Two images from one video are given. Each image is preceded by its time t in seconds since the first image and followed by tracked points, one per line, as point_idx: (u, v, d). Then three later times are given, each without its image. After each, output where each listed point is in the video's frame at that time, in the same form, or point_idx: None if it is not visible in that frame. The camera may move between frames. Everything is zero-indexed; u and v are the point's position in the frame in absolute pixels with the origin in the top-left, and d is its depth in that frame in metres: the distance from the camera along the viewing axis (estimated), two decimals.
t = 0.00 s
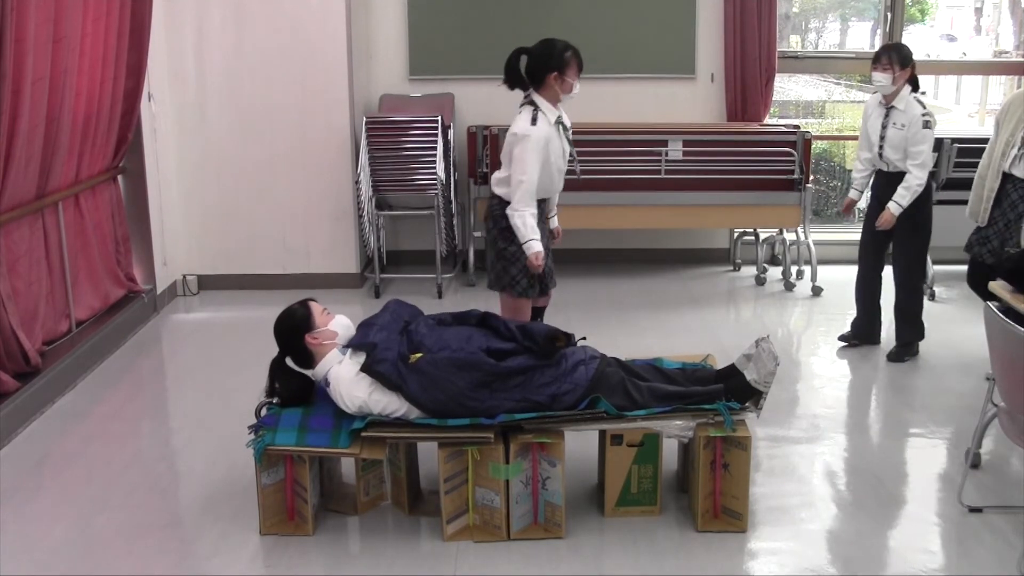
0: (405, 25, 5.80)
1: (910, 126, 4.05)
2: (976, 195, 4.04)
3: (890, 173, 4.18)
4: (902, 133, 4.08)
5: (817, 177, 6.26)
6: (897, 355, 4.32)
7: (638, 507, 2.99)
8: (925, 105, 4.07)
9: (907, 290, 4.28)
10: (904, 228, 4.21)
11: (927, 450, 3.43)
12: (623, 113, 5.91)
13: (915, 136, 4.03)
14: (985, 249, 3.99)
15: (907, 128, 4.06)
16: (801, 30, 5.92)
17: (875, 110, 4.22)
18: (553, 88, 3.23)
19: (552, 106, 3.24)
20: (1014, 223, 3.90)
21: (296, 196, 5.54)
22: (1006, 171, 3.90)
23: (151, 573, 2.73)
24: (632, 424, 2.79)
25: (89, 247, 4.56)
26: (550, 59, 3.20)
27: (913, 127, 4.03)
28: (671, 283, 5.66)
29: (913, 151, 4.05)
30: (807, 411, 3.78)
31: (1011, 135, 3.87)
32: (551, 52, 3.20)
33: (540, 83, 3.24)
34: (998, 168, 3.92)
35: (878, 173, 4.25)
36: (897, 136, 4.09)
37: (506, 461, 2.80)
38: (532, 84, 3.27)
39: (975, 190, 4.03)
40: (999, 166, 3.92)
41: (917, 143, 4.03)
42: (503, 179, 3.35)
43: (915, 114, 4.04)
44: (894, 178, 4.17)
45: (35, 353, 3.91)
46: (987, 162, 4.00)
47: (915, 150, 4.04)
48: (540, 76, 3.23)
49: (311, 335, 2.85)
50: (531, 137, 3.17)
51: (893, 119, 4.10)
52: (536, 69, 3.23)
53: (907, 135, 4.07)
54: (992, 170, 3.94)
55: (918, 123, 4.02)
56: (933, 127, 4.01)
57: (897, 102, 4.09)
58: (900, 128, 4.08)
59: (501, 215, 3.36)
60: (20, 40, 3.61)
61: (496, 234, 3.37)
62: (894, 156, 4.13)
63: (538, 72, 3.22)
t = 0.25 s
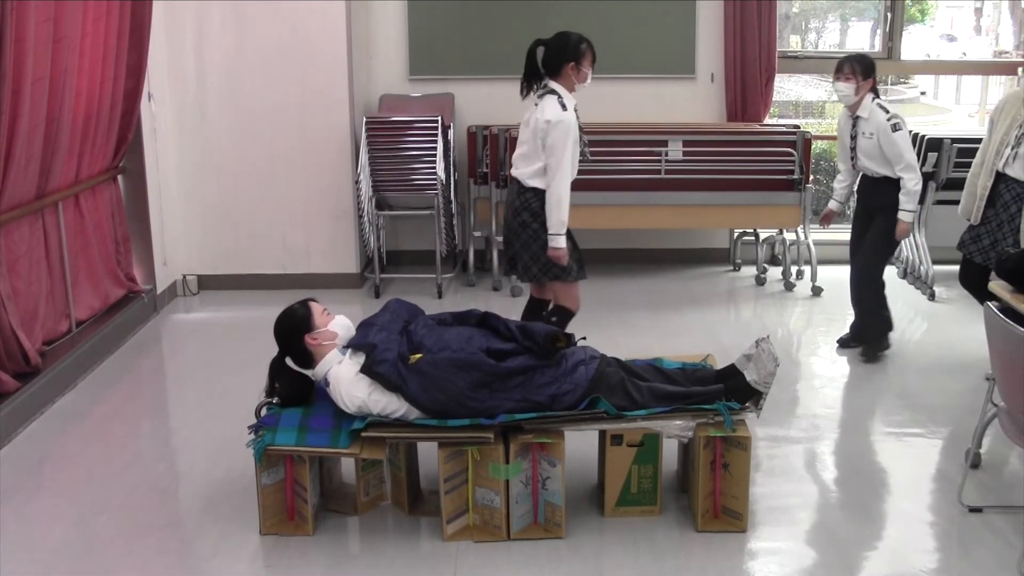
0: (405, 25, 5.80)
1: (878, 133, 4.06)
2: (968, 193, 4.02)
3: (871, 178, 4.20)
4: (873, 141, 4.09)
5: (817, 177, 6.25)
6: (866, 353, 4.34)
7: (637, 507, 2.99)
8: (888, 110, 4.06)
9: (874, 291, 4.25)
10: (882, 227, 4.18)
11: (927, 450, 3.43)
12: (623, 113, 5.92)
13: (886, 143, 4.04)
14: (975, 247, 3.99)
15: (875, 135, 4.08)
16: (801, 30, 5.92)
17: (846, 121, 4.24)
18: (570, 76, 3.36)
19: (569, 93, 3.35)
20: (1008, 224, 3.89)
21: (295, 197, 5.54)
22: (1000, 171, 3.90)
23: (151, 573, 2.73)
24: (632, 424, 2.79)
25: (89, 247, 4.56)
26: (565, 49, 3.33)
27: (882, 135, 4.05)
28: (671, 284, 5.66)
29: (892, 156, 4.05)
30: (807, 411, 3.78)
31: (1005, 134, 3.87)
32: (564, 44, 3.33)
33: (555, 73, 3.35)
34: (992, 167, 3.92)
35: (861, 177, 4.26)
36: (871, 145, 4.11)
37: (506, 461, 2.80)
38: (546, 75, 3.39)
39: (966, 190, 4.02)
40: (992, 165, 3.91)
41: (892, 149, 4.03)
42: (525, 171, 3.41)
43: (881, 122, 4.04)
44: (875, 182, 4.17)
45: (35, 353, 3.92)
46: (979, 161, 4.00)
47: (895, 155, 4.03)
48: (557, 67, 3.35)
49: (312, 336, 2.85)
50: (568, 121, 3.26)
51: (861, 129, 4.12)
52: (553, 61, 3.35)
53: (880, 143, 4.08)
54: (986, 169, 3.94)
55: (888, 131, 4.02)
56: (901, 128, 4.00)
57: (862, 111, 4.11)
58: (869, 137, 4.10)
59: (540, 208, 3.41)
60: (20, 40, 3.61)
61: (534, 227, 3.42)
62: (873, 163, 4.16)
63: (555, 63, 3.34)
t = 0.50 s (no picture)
0: (405, 25, 5.80)
1: (864, 136, 3.95)
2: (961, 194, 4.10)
3: (847, 183, 4.07)
4: (858, 146, 3.97)
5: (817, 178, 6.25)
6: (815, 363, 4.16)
7: (637, 507, 2.99)
8: (871, 114, 3.96)
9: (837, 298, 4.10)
10: (858, 230, 4.06)
11: (927, 450, 3.43)
12: (623, 113, 5.92)
13: (873, 147, 3.95)
14: (971, 247, 4.09)
15: (861, 139, 3.96)
16: (801, 30, 5.92)
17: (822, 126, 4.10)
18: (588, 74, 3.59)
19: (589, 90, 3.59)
20: (998, 224, 3.96)
21: (295, 197, 5.54)
22: (990, 171, 3.96)
23: (151, 573, 2.73)
24: (632, 424, 2.79)
25: (89, 247, 4.56)
26: (585, 48, 3.56)
27: (869, 139, 3.94)
28: (671, 284, 5.66)
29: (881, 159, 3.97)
30: (807, 411, 3.78)
31: (994, 135, 3.94)
32: (584, 42, 3.56)
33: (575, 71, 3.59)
34: (982, 167, 3.99)
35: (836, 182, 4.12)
36: (855, 150, 3.99)
37: (506, 461, 2.80)
38: (567, 73, 3.62)
39: (959, 191, 4.09)
40: (983, 166, 3.98)
41: (883, 151, 3.95)
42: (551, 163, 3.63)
43: (866, 125, 3.94)
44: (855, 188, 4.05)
45: (35, 352, 3.92)
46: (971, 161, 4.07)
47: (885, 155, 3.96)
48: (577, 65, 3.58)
49: (309, 337, 2.86)
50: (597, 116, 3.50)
51: (842, 134, 4.00)
52: (573, 60, 3.58)
53: (865, 146, 3.97)
54: (977, 169, 4.01)
55: (875, 134, 3.92)
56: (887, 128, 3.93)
57: (842, 116, 3.98)
58: (853, 141, 3.97)
59: (575, 203, 3.61)
60: (20, 40, 3.61)
61: (569, 222, 3.61)
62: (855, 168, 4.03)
63: (575, 61, 3.57)
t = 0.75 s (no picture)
0: (405, 25, 5.80)
1: (842, 147, 3.77)
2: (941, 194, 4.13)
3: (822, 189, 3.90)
4: (836, 156, 3.79)
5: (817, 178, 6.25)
6: (809, 374, 4.07)
7: (637, 507, 2.99)
8: (850, 121, 3.78)
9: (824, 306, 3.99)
10: (839, 238, 3.92)
11: (927, 450, 3.43)
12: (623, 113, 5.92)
13: (850, 156, 3.75)
14: (955, 245, 4.08)
15: (839, 150, 3.78)
16: (801, 30, 5.92)
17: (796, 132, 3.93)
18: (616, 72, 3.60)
19: (618, 87, 3.60)
20: (978, 221, 4.00)
21: (295, 197, 5.54)
22: (969, 170, 4.01)
23: (151, 573, 2.73)
24: (632, 424, 2.79)
25: (89, 247, 4.56)
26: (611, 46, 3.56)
27: (848, 149, 3.75)
28: (670, 283, 5.67)
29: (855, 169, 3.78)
30: (807, 411, 3.78)
31: (971, 133, 4.00)
32: (610, 41, 3.56)
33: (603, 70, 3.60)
34: (961, 166, 4.03)
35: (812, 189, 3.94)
36: (832, 160, 3.80)
37: (506, 461, 2.80)
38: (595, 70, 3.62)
39: (939, 191, 4.13)
40: (961, 165, 4.03)
41: (858, 165, 3.76)
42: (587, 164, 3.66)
43: (845, 134, 3.75)
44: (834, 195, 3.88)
45: (35, 352, 3.92)
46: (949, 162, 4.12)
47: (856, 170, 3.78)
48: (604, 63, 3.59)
49: (297, 359, 2.85)
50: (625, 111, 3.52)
51: (819, 143, 3.81)
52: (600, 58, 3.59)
53: (842, 156, 3.78)
54: (956, 168, 4.05)
55: (852, 143, 3.74)
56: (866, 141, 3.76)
57: (820, 124, 3.79)
58: (832, 151, 3.79)
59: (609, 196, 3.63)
60: (20, 40, 3.61)
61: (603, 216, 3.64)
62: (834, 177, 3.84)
63: (603, 60, 3.58)
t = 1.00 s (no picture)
0: (405, 25, 5.80)
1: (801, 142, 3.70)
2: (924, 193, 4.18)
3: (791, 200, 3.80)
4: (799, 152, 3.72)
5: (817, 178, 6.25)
6: (808, 375, 4.07)
7: (638, 507, 2.99)
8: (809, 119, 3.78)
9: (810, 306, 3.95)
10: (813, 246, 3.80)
11: (927, 450, 3.43)
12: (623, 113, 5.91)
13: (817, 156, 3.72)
14: (939, 242, 4.15)
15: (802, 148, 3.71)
16: (801, 30, 5.92)
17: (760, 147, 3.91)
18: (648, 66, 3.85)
19: (651, 80, 3.85)
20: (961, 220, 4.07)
21: (295, 197, 5.54)
22: (952, 170, 4.06)
23: (151, 573, 2.73)
24: (632, 424, 2.79)
25: (89, 247, 4.56)
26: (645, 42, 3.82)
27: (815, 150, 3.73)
28: (671, 284, 5.67)
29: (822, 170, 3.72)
30: (807, 411, 3.78)
31: (953, 137, 4.03)
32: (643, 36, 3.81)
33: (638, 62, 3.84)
34: (943, 167, 4.08)
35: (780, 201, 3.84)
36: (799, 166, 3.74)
37: (506, 461, 2.80)
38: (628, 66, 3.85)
39: (920, 191, 4.17)
40: (945, 165, 4.07)
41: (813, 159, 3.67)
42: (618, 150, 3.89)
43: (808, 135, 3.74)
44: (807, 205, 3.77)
45: (35, 352, 3.92)
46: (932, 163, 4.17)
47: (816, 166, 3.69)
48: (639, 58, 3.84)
49: (293, 376, 2.88)
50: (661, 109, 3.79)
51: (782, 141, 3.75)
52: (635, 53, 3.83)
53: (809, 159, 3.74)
54: (938, 170, 4.09)
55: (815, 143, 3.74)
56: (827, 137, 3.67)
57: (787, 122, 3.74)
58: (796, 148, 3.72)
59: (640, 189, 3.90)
60: (20, 40, 3.61)
61: (632, 208, 3.91)
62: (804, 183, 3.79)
63: (635, 53, 3.82)
